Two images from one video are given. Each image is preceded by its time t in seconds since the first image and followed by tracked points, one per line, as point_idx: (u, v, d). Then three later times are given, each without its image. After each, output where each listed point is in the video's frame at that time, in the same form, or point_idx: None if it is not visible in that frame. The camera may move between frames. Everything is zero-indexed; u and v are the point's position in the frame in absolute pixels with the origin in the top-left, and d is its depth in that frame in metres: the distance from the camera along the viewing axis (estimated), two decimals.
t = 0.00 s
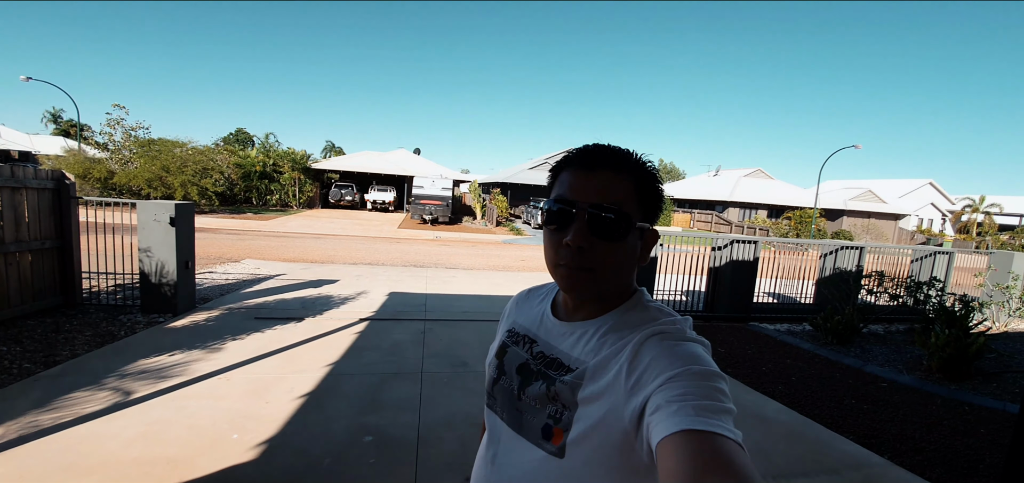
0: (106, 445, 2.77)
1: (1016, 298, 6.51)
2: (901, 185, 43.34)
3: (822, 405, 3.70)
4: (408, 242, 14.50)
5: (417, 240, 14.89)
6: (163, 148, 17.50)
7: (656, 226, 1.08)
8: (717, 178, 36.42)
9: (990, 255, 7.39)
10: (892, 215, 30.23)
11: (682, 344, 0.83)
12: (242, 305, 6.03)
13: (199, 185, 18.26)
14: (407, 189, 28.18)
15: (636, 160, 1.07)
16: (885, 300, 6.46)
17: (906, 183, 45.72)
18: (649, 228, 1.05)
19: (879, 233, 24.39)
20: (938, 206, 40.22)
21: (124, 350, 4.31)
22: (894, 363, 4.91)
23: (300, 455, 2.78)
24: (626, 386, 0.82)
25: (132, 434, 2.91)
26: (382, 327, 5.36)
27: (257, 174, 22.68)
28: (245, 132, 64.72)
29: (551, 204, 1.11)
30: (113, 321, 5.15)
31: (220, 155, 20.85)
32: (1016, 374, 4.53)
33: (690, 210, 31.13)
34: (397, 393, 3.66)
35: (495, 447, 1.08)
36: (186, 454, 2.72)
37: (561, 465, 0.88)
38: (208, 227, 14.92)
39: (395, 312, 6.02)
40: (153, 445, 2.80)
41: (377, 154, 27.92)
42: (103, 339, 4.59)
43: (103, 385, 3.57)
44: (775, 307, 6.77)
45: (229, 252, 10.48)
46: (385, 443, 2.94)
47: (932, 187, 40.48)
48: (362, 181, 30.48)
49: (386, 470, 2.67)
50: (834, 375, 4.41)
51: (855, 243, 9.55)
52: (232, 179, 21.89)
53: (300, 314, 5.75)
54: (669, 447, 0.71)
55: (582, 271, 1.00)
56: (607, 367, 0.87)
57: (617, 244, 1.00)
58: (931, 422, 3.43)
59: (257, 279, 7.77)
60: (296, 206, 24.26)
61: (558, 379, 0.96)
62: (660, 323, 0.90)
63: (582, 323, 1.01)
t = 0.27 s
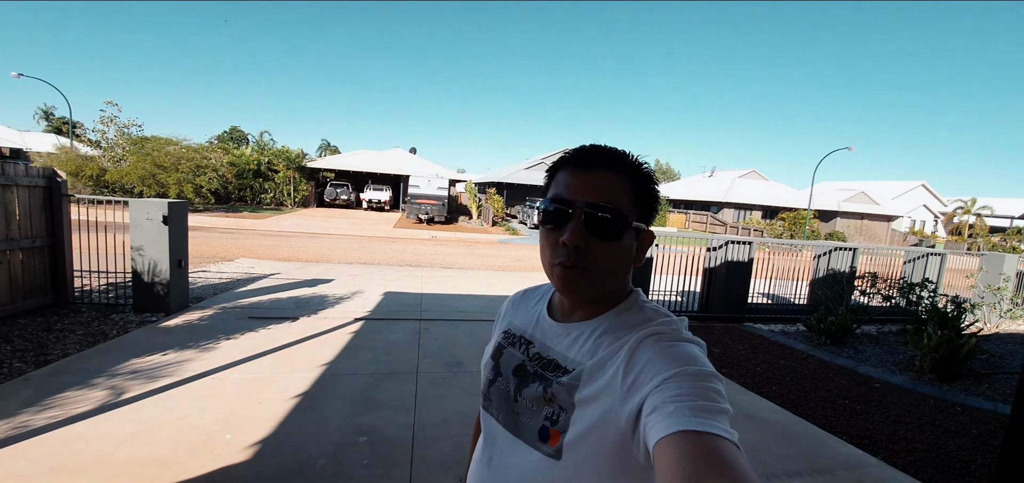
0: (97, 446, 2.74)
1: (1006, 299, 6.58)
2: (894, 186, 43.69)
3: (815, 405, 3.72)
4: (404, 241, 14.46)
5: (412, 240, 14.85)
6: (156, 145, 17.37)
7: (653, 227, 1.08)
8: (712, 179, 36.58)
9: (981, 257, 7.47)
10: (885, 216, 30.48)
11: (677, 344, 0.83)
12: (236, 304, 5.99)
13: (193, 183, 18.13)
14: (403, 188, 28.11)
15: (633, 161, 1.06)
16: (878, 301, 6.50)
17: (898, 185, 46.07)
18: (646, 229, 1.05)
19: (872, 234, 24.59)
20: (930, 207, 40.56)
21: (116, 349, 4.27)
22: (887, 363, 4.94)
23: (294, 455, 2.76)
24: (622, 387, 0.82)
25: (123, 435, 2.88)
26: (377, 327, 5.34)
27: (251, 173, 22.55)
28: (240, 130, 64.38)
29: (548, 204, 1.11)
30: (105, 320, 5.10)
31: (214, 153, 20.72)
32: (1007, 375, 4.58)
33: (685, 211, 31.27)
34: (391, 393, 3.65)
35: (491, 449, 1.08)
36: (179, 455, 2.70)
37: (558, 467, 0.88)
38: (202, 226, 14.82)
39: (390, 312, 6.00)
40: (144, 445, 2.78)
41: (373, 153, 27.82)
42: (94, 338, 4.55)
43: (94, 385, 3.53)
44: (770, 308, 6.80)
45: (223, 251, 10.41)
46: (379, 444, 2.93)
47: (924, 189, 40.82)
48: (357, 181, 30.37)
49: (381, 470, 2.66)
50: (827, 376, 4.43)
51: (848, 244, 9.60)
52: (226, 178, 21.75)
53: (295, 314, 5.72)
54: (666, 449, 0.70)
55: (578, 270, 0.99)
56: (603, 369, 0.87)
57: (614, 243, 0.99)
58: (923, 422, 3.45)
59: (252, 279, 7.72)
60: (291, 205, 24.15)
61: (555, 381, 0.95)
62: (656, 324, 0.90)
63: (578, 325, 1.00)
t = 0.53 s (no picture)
0: (101, 447, 2.75)
1: (1013, 300, 6.53)
2: (899, 187, 43.47)
3: (819, 408, 3.70)
4: (407, 242, 14.48)
5: (415, 241, 14.86)
6: (161, 147, 17.48)
7: (653, 230, 1.08)
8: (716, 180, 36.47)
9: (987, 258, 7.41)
10: (890, 217, 30.31)
11: (676, 346, 0.83)
12: (239, 306, 6.01)
13: (197, 185, 18.22)
14: (406, 190, 28.15)
15: (633, 164, 1.06)
16: (883, 302, 6.46)
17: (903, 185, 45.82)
18: (645, 232, 1.04)
19: (877, 235, 24.46)
20: (936, 208, 40.32)
21: (120, 350, 4.29)
22: (892, 365, 4.91)
23: (296, 456, 2.76)
24: (621, 389, 0.81)
25: (127, 436, 2.89)
26: (380, 328, 5.34)
27: (255, 174, 22.65)
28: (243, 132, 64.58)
29: (548, 206, 1.10)
30: (110, 322, 5.12)
31: (219, 154, 20.83)
32: (1013, 377, 4.54)
33: (689, 211, 31.17)
34: (394, 395, 3.65)
35: (491, 452, 1.07)
36: (182, 456, 2.70)
37: (557, 470, 0.88)
38: (206, 227, 14.89)
39: (393, 313, 6.00)
40: (148, 446, 2.79)
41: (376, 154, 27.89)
42: (99, 340, 4.57)
43: (98, 387, 3.55)
44: (774, 310, 6.76)
45: (227, 253, 10.46)
46: (382, 445, 2.93)
47: (929, 189, 40.58)
48: (360, 182, 30.46)
49: (383, 472, 2.66)
50: (832, 378, 4.40)
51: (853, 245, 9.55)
52: (230, 179, 21.86)
53: (298, 315, 5.73)
54: (666, 451, 0.70)
55: (578, 273, 0.99)
56: (603, 371, 0.86)
57: (613, 246, 0.99)
58: (929, 425, 3.42)
59: (255, 280, 7.74)
60: (295, 206, 24.24)
61: (554, 383, 0.95)
62: (655, 326, 0.90)
63: (578, 327, 1.00)
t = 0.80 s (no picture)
0: (101, 441, 2.76)
1: (1011, 298, 6.55)
2: (898, 184, 43.49)
3: (817, 404, 3.71)
4: (406, 238, 14.48)
5: (415, 236, 14.85)
6: (160, 141, 17.42)
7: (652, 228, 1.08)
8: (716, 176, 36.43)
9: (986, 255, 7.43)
10: (889, 213, 30.32)
11: (675, 345, 0.83)
12: (238, 301, 6.01)
13: (196, 179, 18.17)
14: (405, 185, 28.09)
15: (633, 162, 1.06)
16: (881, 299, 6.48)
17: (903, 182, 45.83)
18: (645, 229, 1.05)
19: (876, 232, 24.49)
20: (935, 205, 40.36)
21: (120, 345, 4.30)
22: (890, 361, 4.93)
23: (296, 451, 2.77)
24: (620, 388, 0.81)
25: (127, 430, 2.89)
26: (379, 324, 5.35)
27: (254, 169, 22.58)
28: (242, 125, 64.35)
29: (547, 203, 1.10)
30: (109, 316, 5.12)
31: (217, 149, 20.77)
32: (1010, 374, 4.56)
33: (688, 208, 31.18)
34: (393, 390, 3.66)
35: (489, 449, 1.08)
36: (182, 451, 2.71)
37: (556, 468, 0.88)
38: (205, 222, 14.86)
39: (392, 308, 6.01)
40: (148, 441, 2.79)
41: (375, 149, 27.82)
42: (98, 334, 4.57)
43: (98, 381, 3.55)
44: (772, 306, 6.78)
45: (226, 247, 10.44)
46: (381, 440, 2.94)
47: (929, 186, 40.61)
48: (359, 177, 30.41)
49: (382, 467, 2.66)
50: (829, 374, 4.42)
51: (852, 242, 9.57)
52: (229, 174, 21.80)
53: (297, 310, 5.73)
54: (664, 450, 0.70)
55: (578, 269, 0.99)
56: (602, 370, 0.87)
57: (613, 243, 0.99)
58: (926, 421, 3.44)
59: (255, 275, 7.74)
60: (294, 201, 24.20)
61: (553, 382, 0.95)
62: (654, 325, 0.90)
63: (578, 325, 1.00)
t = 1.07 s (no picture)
0: (101, 444, 2.75)
1: (1011, 295, 6.55)
2: (897, 182, 43.52)
3: (817, 402, 3.71)
4: (406, 238, 14.47)
5: (414, 237, 14.84)
6: (158, 143, 17.41)
7: (649, 226, 1.07)
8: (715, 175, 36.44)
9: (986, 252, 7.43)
10: (888, 211, 30.35)
11: (676, 344, 0.83)
12: (238, 302, 6.00)
13: (195, 181, 18.15)
14: (404, 186, 28.08)
15: (627, 161, 1.06)
16: (880, 297, 6.49)
17: (902, 180, 45.87)
18: (642, 228, 1.03)
19: (875, 230, 24.51)
20: (934, 203, 40.39)
21: (119, 347, 4.29)
22: (890, 359, 4.93)
23: (296, 453, 2.77)
24: (621, 388, 0.81)
25: (127, 433, 2.89)
26: (379, 324, 5.34)
27: (253, 171, 22.56)
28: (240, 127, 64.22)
29: (542, 202, 1.11)
30: (109, 319, 5.11)
31: (216, 151, 20.76)
32: (1011, 371, 4.55)
33: (688, 207, 31.19)
34: (393, 391, 3.65)
35: (492, 450, 1.07)
36: (182, 453, 2.71)
37: (558, 468, 0.88)
38: (204, 224, 14.85)
39: (392, 309, 6.00)
40: (148, 443, 2.79)
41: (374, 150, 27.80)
42: (98, 337, 4.56)
43: (97, 384, 3.54)
44: (772, 304, 6.77)
45: (226, 249, 10.43)
46: (382, 441, 2.93)
47: (928, 184, 40.65)
48: (359, 178, 30.40)
49: (383, 468, 2.66)
50: (830, 372, 4.42)
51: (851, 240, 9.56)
52: (228, 175, 21.78)
53: (297, 311, 5.73)
54: (665, 449, 0.70)
55: (571, 267, 0.99)
56: (603, 370, 0.86)
57: (606, 241, 0.98)
58: (927, 419, 3.44)
59: (254, 276, 7.73)
60: (294, 202, 24.19)
61: (554, 382, 0.95)
62: (655, 325, 0.89)
63: (577, 325, 1.00)
